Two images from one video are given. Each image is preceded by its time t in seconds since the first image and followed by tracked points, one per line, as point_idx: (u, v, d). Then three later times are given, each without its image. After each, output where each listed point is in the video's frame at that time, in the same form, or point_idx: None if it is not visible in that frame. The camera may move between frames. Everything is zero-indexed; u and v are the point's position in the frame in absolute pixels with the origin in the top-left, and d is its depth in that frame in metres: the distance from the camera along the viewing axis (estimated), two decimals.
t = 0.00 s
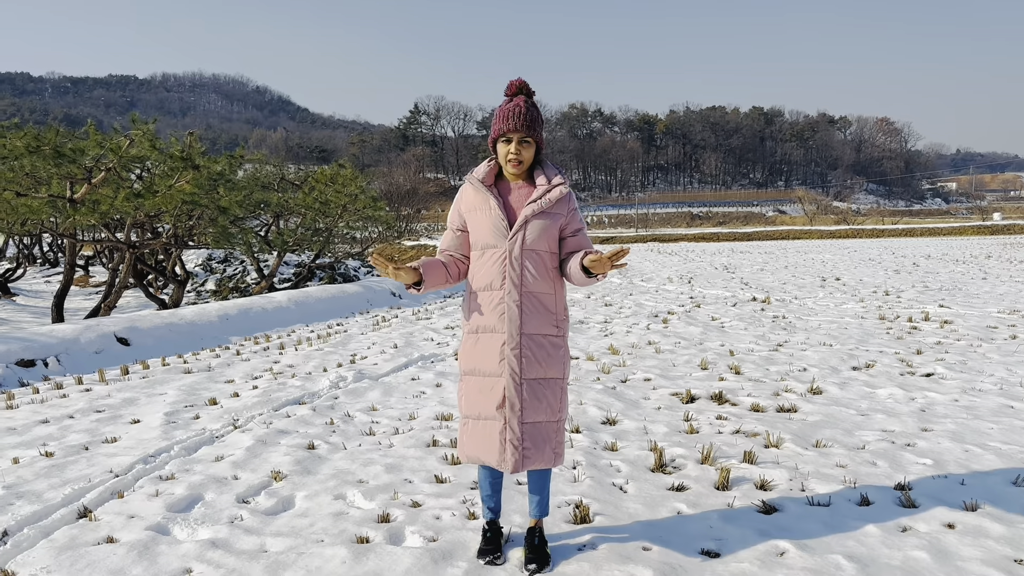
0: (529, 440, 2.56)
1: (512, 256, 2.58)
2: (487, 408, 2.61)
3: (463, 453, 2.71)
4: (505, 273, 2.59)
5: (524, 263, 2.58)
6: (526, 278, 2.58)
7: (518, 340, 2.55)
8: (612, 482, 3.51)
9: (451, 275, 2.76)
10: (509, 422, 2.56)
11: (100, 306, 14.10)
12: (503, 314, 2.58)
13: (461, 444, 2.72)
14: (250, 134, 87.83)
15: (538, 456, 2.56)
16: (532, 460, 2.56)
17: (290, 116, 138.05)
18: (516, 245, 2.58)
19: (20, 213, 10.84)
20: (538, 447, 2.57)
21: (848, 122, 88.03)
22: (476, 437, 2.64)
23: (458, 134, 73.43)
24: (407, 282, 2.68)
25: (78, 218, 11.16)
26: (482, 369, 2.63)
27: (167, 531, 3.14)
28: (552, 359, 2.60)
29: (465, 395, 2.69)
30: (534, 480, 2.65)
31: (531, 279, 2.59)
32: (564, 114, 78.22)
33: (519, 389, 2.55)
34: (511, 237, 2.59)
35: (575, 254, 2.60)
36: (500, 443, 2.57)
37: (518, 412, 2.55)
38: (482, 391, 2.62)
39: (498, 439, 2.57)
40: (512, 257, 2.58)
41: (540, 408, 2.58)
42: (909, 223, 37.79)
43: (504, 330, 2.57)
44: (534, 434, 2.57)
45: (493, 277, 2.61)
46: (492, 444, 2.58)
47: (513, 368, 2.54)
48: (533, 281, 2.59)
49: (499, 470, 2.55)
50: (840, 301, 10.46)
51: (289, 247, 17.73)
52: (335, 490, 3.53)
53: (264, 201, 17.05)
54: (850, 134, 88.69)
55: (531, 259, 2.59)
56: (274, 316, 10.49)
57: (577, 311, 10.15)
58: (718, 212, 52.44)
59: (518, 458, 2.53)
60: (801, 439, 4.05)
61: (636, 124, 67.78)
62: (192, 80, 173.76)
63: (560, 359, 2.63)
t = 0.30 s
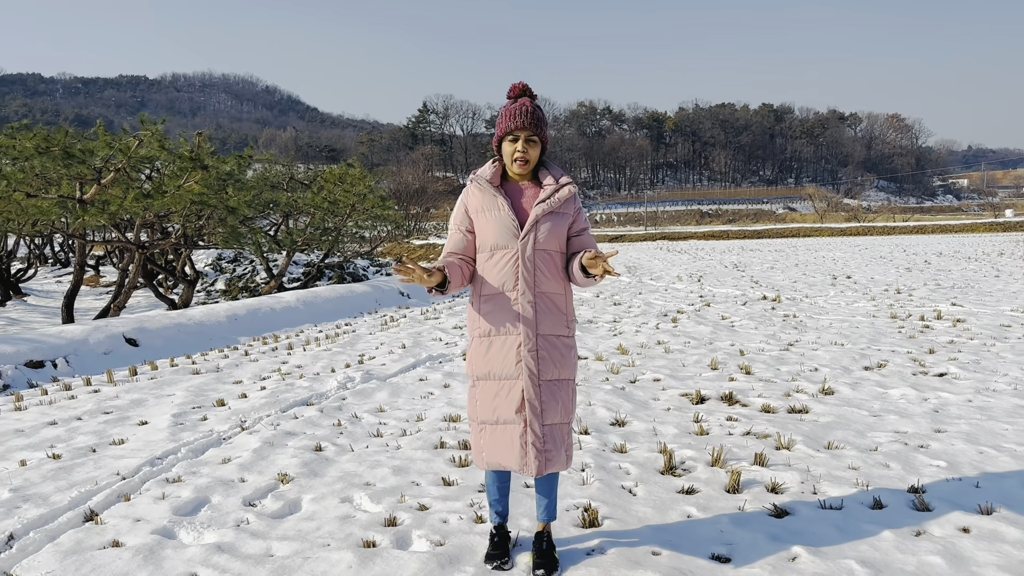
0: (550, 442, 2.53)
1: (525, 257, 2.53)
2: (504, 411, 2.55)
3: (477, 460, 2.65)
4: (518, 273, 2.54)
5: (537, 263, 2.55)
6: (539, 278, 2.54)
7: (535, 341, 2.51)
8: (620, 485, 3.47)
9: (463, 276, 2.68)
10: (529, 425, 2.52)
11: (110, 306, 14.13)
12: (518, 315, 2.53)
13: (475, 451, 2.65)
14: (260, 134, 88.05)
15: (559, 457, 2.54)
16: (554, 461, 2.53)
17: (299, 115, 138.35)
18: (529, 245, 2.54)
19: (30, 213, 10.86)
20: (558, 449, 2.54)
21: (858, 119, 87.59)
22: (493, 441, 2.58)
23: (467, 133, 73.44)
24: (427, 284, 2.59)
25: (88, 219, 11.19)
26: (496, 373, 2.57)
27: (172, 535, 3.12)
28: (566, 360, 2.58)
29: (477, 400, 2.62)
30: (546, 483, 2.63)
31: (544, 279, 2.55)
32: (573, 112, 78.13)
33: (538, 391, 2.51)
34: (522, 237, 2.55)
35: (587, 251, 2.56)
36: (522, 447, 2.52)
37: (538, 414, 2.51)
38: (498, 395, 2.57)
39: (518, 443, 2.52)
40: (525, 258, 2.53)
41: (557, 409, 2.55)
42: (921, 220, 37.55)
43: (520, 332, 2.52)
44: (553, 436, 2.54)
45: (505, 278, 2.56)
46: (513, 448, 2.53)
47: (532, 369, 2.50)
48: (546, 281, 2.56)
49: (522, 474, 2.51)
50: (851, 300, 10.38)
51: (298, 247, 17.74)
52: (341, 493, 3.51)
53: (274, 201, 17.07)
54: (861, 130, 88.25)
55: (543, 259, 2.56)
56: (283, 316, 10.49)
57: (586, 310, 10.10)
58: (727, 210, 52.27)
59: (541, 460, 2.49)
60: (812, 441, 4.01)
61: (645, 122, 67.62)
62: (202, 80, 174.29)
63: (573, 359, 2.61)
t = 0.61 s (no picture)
0: (557, 444, 2.48)
1: (528, 256, 2.49)
2: (509, 413, 2.51)
3: (483, 463, 2.60)
4: (522, 273, 2.50)
5: (541, 262, 2.50)
6: (544, 277, 2.50)
7: (540, 341, 2.47)
8: (630, 487, 3.42)
9: (465, 276, 2.62)
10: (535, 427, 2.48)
11: (121, 306, 14.16)
12: (523, 314, 2.49)
13: (481, 454, 2.60)
14: (272, 134, 88.30)
15: (565, 461, 2.49)
16: (560, 464, 2.48)
17: (311, 114, 138.65)
18: (533, 244, 2.50)
19: (42, 214, 10.88)
20: (564, 451, 2.50)
21: (871, 116, 87.06)
22: (499, 444, 2.53)
23: (478, 131, 73.39)
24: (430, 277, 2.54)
25: (99, 218, 11.20)
26: (501, 374, 2.53)
27: (177, 537, 3.09)
28: (572, 361, 2.54)
29: (483, 402, 2.58)
30: (553, 487, 2.58)
31: (549, 278, 2.51)
32: (584, 110, 77.97)
33: (543, 393, 2.47)
34: (526, 236, 2.50)
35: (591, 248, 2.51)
36: (529, 449, 2.47)
37: (544, 416, 2.46)
38: (503, 396, 2.52)
39: (525, 445, 2.48)
40: (529, 257, 2.49)
41: (564, 410, 2.50)
42: (936, 217, 37.28)
43: (525, 333, 2.48)
44: (560, 438, 2.49)
45: (510, 277, 2.52)
46: (519, 450, 2.48)
47: (537, 370, 2.46)
48: (551, 280, 2.51)
49: (529, 477, 2.46)
50: (865, 298, 10.27)
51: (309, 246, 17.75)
52: (348, 495, 3.47)
53: (285, 200, 17.08)
54: (874, 127, 87.69)
55: (548, 257, 2.52)
56: (293, 315, 10.49)
57: (596, 309, 10.04)
58: (740, 207, 52.05)
59: (548, 463, 2.45)
60: (826, 443, 3.94)
61: (657, 119, 67.39)
62: (215, 80, 175.13)
63: (579, 360, 2.57)
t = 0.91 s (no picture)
0: (563, 444, 2.44)
1: (533, 253, 2.45)
2: (515, 413, 2.47)
3: (489, 465, 2.56)
4: (527, 270, 2.46)
5: (546, 260, 2.47)
6: (549, 275, 2.46)
7: (545, 340, 2.43)
8: (640, 488, 3.38)
9: (466, 273, 2.59)
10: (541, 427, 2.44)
11: (135, 304, 14.23)
12: (529, 312, 2.45)
13: (487, 455, 2.57)
14: (286, 133, 88.60)
15: (572, 461, 2.45)
16: (566, 465, 2.44)
17: (326, 113, 139.05)
18: (537, 242, 2.46)
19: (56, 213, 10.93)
20: (571, 452, 2.45)
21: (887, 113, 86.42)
22: (505, 444, 2.50)
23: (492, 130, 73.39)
24: (430, 266, 2.51)
25: (113, 218, 11.24)
26: (507, 373, 2.49)
27: (183, 538, 3.08)
28: (579, 360, 2.50)
29: (489, 402, 2.54)
30: (559, 488, 2.54)
31: (554, 277, 2.48)
32: (598, 108, 77.82)
33: (549, 392, 2.43)
34: (531, 234, 2.47)
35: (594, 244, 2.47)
36: (535, 450, 2.43)
37: (550, 415, 2.42)
38: (509, 396, 2.49)
39: (530, 446, 2.43)
40: (534, 254, 2.46)
41: (570, 410, 2.46)
42: (953, 215, 36.97)
43: (530, 331, 2.44)
44: (566, 438, 2.45)
45: (515, 276, 2.48)
46: (524, 450, 2.44)
47: (543, 370, 2.42)
48: (556, 278, 2.48)
49: (535, 477, 2.42)
50: (881, 297, 10.17)
51: (322, 244, 17.79)
52: (355, 496, 3.45)
53: (298, 199, 17.11)
54: (891, 124, 87.05)
55: (554, 255, 2.48)
56: (305, 314, 10.49)
57: (609, 308, 9.99)
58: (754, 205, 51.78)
59: (554, 464, 2.41)
60: (840, 443, 3.88)
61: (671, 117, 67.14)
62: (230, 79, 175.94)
63: (586, 359, 2.53)
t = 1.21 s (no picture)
0: (567, 443, 2.41)
1: (538, 251, 2.43)
2: (519, 412, 2.44)
3: (493, 464, 2.53)
4: (532, 266, 2.44)
5: (551, 257, 2.44)
6: (554, 272, 2.44)
7: (550, 338, 2.40)
8: (648, 490, 3.34)
9: (471, 266, 2.54)
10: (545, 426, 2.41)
11: (149, 302, 14.30)
12: (534, 309, 2.42)
13: (491, 455, 2.54)
14: (302, 132, 88.88)
15: (577, 460, 2.42)
16: (571, 464, 2.42)
17: (341, 112, 139.52)
18: (542, 239, 2.44)
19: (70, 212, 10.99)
20: (576, 451, 2.43)
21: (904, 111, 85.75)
22: (509, 443, 2.47)
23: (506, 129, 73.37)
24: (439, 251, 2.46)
25: (127, 216, 11.30)
26: (511, 372, 2.46)
27: (188, 537, 3.07)
28: (583, 359, 2.47)
29: (493, 401, 2.51)
30: (564, 488, 2.51)
31: (559, 274, 2.45)
32: (613, 106, 77.66)
33: (554, 391, 2.40)
34: (535, 231, 2.44)
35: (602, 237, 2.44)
36: (540, 449, 2.41)
37: (555, 414, 2.40)
38: (513, 395, 2.46)
39: (535, 445, 2.41)
40: (539, 251, 2.43)
41: (575, 410, 2.44)
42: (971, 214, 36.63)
43: (535, 329, 2.41)
44: (570, 437, 2.42)
45: (520, 273, 2.45)
46: (529, 450, 2.41)
47: (548, 368, 2.39)
48: (561, 276, 2.45)
49: (540, 477, 2.39)
50: (897, 296, 10.07)
51: (335, 243, 17.83)
52: (361, 495, 3.43)
53: (311, 198, 17.15)
54: (908, 122, 86.37)
55: (558, 252, 2.46)
56: (317, 313, 10.51)
57: (621, 307, 9.94)
58: (770, 204, 51.47)
59: (559, 463, 2.38)
60: (852, 445, 3.83)
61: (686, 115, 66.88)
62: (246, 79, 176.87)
63: (591, 358, 2.50)
